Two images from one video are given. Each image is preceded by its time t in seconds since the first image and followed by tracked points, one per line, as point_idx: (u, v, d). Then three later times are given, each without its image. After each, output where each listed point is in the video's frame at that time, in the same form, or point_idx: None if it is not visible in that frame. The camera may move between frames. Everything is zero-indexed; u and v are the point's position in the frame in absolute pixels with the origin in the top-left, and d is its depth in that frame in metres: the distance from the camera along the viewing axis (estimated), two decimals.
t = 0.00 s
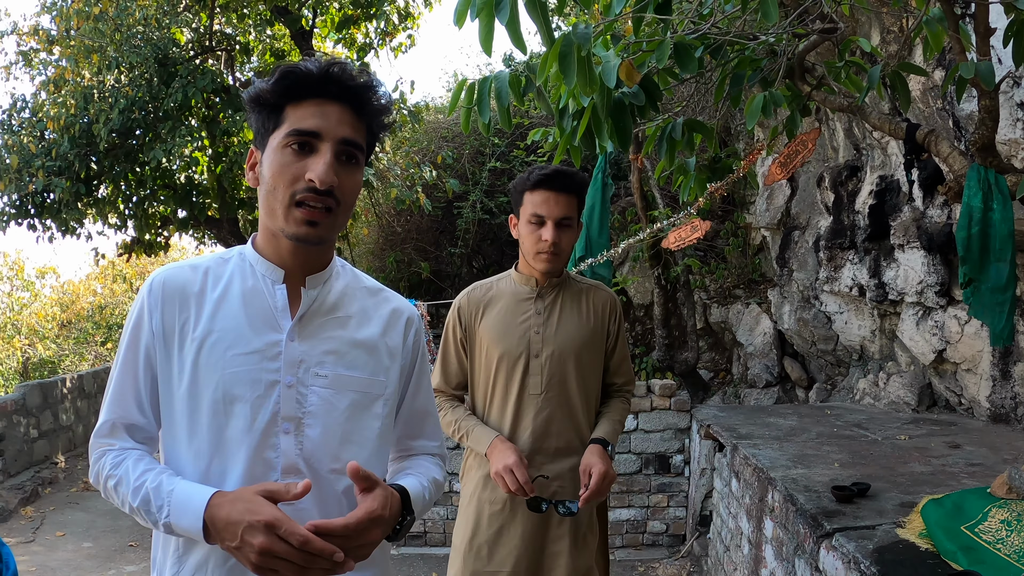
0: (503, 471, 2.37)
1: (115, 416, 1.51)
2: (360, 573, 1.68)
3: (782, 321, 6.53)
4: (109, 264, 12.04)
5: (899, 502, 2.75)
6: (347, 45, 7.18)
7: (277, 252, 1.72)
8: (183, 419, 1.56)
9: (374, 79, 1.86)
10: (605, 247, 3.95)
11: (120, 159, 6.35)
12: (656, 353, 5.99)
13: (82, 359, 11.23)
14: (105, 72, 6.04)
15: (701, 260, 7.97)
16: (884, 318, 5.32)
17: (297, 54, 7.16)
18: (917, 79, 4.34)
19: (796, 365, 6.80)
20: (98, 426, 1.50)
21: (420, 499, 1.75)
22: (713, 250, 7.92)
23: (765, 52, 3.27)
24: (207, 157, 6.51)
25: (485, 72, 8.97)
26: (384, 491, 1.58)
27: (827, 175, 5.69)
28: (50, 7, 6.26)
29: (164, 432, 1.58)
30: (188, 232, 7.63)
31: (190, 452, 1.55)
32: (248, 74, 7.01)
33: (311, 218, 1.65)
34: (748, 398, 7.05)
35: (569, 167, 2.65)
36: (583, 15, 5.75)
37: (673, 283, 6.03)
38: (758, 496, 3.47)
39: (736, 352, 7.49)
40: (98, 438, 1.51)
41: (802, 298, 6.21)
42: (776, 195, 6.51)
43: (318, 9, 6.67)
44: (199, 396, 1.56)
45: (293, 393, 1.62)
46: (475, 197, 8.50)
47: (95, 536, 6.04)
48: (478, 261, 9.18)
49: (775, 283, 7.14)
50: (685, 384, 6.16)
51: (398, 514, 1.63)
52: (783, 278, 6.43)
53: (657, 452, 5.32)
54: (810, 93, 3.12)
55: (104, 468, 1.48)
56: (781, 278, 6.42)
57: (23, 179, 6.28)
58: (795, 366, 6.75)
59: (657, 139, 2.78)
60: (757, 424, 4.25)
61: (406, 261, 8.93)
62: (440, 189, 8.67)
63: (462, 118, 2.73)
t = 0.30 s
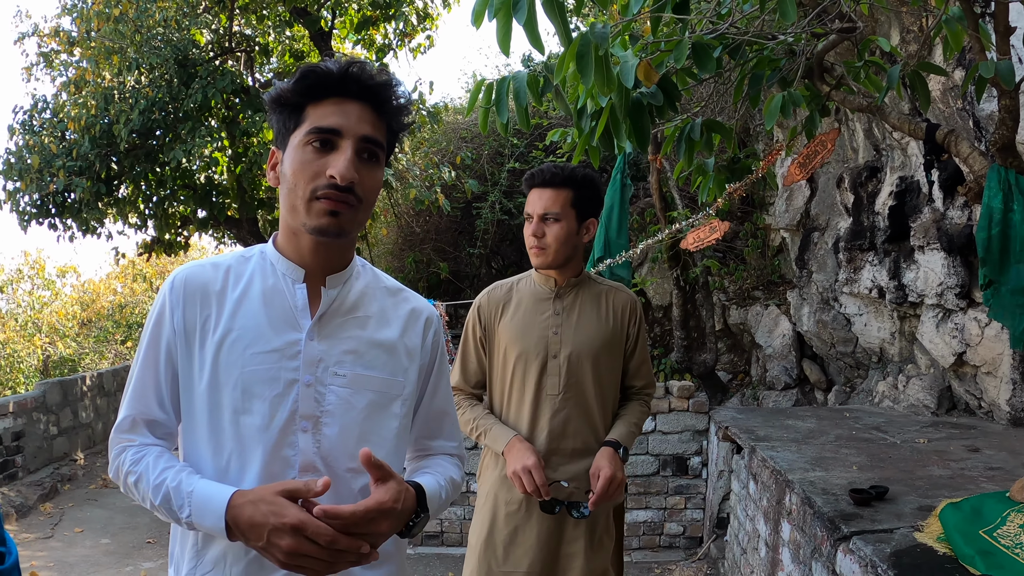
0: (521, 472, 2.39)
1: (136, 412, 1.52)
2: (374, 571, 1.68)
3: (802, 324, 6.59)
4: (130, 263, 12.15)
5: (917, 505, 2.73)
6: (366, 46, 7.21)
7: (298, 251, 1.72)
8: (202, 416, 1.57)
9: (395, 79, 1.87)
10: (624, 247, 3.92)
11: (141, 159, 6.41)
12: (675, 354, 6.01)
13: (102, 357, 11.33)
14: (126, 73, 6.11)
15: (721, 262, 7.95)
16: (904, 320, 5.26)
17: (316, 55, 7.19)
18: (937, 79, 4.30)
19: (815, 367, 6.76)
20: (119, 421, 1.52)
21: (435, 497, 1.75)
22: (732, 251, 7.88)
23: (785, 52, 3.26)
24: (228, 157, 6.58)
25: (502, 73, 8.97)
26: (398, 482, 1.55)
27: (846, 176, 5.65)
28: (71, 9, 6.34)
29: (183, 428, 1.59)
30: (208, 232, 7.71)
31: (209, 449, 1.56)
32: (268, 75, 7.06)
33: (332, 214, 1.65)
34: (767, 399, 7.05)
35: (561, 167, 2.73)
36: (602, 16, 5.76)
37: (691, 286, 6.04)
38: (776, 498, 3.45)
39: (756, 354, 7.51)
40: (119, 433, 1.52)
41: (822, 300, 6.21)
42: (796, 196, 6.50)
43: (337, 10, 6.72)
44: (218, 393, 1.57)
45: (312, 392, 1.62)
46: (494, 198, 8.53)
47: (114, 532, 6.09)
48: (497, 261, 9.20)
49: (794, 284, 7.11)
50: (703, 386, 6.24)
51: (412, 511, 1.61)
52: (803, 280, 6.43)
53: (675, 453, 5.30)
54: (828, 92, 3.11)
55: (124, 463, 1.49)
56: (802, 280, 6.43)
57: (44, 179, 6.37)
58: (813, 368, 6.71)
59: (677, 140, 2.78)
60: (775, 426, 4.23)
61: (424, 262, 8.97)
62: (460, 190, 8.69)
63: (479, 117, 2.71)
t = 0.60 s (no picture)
0: (536, 470, 2.40)
1: (155, 402, 1.52)
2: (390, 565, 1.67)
3: (819, 321, 6.58)
4: (147, 260, 12.22)
5: (935, 504, 2.70)
6: (382, 43, 7.22)
7: (313, 242, 1.73)
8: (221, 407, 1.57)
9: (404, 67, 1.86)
10: (640, 244, 3.93)
11: (157, 156, 6.45)
12: (691, 352, 6.02)
13: (119, 353, 11.43)
14: (143, 70, 6.14)
15: (738, 260, 7.90)
16: (922, 318, 5.21)
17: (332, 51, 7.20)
18: (955, 74, 4.26)
19: (832, 365, 6.72)
20: (138, 412, 1.51)
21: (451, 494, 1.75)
22: (749, 248, 7.82)
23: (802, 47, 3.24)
24: (244, 154, 6.61)
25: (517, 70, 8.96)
26: (416, 490, 1.60)
27: (865, 173, 5.60)
28: (87, 7, 6.38)
29: (201, 420, 1.59)
30: (225, 229, 7.75)
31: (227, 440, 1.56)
32: (284, 72, 7.07)
33: (331, 197, 1.64)
34: (783, 397, 7.04)
35: (569, 160, 2.74)
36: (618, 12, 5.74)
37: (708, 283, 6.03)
38: (793, 496, 3.43)
39: (772, 352, 7.47)
40: (139, 424, 1.51)
41: (839, 297, 6.18)
42: (814, 193, 6.47)
43: (353, 7, 6.73)
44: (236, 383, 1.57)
45: (329, 383, 1.62)
46: (510, 195, 8.53)
47: (130, 526, 6.14)
48: (513, 259, 9.19)
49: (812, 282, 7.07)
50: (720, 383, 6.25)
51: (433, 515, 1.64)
52: (821, 277, 6.40)
53: (690, 451, 5.29)
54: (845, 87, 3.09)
55: (144, 454, 1.48)
56: (818, 277, 6.44)
57: (61, 176, 6.42)
58: (830, 367, 6.68)
59: (694, 135, 2.76)
60: (792, 424, 4.21)
61: (440, 258, 8.98)
62: (476, 186, 8.69)
63: (497, 113, 2.74)
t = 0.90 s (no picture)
0: (545, 473, 2.41)
1: (166, 404, 1.55)
2: (400, 567, 1.65)
3: (829, 321, 6.56)
4: (157, 261, 12.27)
5: (944, 506, 2.69)
6: (391, 45, 7.23)
7: (317, 245, 1.73)
8: (229, 410, 1.57)
9: (393, 64, 1.87)
10: (650, 244, 3.91)
11: (167, 158, 6.48)
12: (701, 352, 6.02)
13: (129, 354, 11.50)
14: (152, 72, 6.16)
15: (747, 260, 7.88)
16: (932, 318, 5.18)
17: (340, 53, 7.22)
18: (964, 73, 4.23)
19: (842, 365, 6.71)
20: (150, 413, 1.55)
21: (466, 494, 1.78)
22: (758, 249, 7.81)
23: (809, 46, 3.24)
24: (253, 156, 6.64)
25: (526, 70, 8.97)
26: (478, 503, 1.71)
27: (874, 173, 5.57)
28: (96, 9, 6.41)
29: (211, 423, 1.60)
30: (234, 230, 7.79)
31: (236, 444, 1.56)
32: (293, 73, 7.09)
33: (321, 194, 1.64)
34: (793, 398, 7.02)
35: (573, 162, 2.74)
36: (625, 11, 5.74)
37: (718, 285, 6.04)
38: (802, 498, 3.42)
39: (782, 352, 7.46)
40: (150, 425, 1.55)
41: (849, 297, 6.16)
42: (823, 192, 6.45)
43: (362, 9, 6.76)
44: (245, 386, 1.57)
45: (338, 386, 1.61)
46: (519, 196, 8.54)
47: (140, 526, 6.17)
48: (523, 259, 9.20)
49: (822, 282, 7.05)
50: (729, 384, 6.27)
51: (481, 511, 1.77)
52: (830, 277, 6.39)
53: (700, 452, 5.28)
54: (852, 87, 3.09)
55: (152, 454, 1.52)
56: (827, 277, 6.42)
57: (71, 178, 6.46)
58: (840, 367, 6.66)
59: (702, 135, 2.76)
60: (801, 425, 4.20)
61: (450, 259, 9.00)
62: (485, 187, 8.70)
63: (504, 114, 2.74)
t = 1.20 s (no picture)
0: (557, 476, 2.43)
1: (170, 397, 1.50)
2: (418, 564, 1.65)
3: (838, 322, 6.52)
4: (166, 264, 12.30)
5: (955, 508, 2.68)
6: (399, 48, 7.26)
7: (334, 245, 1.73)
8: (241, 408, 1.56)
9: (414, 73, 1.90)
10: (658, 247, 3.90)
11: (176, 161, 6.52)
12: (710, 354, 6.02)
13: (139, 356, 11.55)
14: (161, 76, 6.19)
15: (756, 261, 7.87)
16: (941, 320, 5.16)
17: (349, 56, 7.24)
18: (972, 74, 4.22)
19: (851, 367, 6.69)
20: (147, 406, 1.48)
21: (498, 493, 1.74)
22: (767, 250, 7.79)
23: (818, 47, 3.24)
24: (262, 159, 6.67)
25: (533, 72, 8.97)
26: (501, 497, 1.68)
27: (883, 174, 5.55)
28: (105, 13, 6.45)
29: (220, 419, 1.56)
30: (243, 233, 7.82)
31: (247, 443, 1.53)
32: (302, 77, 7.11)
33: (345, 195, 1.65)
34: (802, 400, 7.01)
35: (583, 165, 2.75)
36: (633, 14, 5.76)
37: (728, 287, 6.05)
38: (812, 500, 3.41)
39: (791, 354, 7.44)
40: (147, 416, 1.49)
41: (858, 299, 6.15)
42: (831, 194, 6.44)
43: (370, 12, 6.79)
44: (258, 384, 1.56)
45: (355, 383, 1.61)
46: (527, 198, 8.55)
47: (149, 528, 6.19)
48: (532, 261, 9.20)
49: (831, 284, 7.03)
50: (739, 386, 6.32)
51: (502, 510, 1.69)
52: (839, 279, 6.37)
53: (709, 454, 5.27)
54: (863, 89, 3.08)
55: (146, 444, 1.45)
56: (836, 278, 6.39)
57: (81, 181, 6.49)
58: (849, 369, 6.65)
59: (711, 137, 2.76)
60: (810, 427, 4.19)
61: (459, 262, 9.01)
62: (494, 189, 8.70)
63: (514, 117, 2.76)
